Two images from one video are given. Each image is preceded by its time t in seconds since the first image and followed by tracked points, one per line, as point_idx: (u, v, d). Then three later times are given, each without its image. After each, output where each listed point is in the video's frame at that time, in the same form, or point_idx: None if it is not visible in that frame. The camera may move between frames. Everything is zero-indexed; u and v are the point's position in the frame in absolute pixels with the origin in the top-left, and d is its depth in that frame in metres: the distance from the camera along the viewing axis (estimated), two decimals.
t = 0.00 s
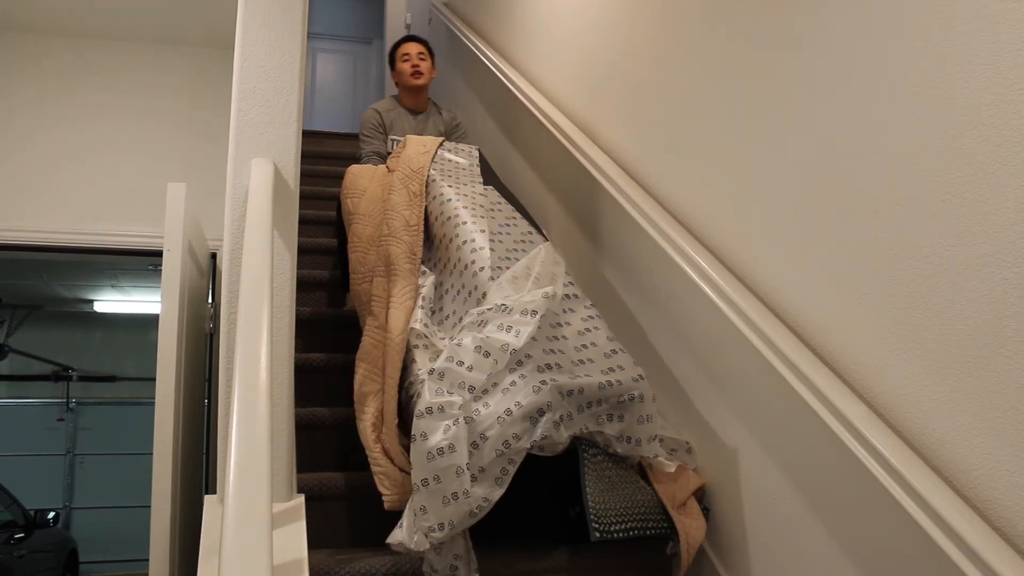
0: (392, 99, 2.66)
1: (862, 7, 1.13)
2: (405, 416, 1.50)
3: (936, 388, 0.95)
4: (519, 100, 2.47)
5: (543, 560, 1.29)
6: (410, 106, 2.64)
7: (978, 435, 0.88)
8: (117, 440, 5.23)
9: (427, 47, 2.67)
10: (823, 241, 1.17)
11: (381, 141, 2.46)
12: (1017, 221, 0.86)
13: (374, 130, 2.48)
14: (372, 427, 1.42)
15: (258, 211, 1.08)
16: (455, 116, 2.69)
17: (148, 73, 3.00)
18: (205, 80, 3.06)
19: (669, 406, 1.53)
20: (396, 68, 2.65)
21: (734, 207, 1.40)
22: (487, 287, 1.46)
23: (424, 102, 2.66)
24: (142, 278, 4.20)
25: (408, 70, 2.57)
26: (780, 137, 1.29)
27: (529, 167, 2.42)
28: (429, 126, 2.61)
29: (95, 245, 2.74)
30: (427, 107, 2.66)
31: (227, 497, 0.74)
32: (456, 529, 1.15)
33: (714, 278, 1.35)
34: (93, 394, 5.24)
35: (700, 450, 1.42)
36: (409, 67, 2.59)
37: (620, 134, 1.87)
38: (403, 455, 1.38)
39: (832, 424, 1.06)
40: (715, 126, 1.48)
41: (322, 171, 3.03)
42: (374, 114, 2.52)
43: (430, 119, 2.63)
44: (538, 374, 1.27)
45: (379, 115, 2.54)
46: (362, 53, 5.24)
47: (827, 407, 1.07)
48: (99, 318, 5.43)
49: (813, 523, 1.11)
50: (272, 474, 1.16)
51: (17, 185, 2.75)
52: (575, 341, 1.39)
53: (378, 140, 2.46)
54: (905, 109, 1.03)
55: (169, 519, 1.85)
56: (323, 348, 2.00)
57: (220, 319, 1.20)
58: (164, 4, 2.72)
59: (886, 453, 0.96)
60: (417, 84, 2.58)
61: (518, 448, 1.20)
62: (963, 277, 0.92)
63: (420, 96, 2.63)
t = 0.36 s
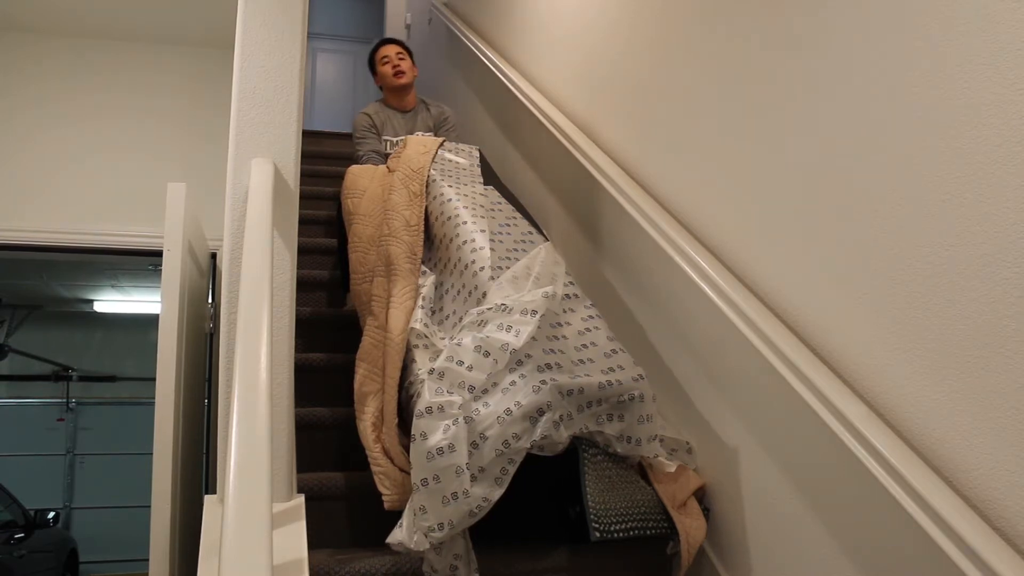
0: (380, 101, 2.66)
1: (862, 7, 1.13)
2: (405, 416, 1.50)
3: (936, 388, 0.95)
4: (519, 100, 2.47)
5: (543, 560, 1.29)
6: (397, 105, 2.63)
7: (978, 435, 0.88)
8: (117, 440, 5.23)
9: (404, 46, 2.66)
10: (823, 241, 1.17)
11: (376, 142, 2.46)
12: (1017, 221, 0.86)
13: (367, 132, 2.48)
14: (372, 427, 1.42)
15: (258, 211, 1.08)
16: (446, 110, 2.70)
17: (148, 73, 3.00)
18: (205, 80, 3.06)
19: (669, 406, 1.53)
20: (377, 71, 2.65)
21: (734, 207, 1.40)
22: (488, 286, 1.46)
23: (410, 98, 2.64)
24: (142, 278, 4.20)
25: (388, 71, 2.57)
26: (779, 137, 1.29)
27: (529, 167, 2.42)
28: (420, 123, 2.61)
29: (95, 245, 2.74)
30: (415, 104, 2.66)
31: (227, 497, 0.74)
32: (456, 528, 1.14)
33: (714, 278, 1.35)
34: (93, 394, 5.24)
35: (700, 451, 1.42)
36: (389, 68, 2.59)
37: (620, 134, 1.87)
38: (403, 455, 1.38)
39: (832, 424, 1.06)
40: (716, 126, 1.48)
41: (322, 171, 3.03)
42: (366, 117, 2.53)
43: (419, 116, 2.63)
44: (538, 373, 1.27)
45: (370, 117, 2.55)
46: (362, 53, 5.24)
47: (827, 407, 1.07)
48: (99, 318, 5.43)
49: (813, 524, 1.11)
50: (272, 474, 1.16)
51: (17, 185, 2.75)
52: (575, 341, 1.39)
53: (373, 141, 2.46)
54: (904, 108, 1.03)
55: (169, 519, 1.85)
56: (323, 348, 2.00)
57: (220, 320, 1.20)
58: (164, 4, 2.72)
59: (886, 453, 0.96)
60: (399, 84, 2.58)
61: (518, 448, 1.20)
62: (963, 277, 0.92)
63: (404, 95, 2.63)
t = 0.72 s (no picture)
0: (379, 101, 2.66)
1: (863, 7, 1.13)
2: (405, 415, 1.50)
3: (936, 388, 0.95)
4: (518, 100, 2.47)
5: (543, 560, 1.29)
6: (397, 105, 2.63)
7: (977, 435, 0.88)
8: (117, 440, 5.24)
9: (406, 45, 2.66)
10: (823, 241, 1.17)
11: (376, 142, 2.46)
12: (1016, 221, 0.86)
13: (367, 132, 2.48)
14: (372, 426, 1.42)
15: (259, 210, 1.08)
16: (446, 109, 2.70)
17: (148, 73, 3.00)
18: (205, 80, 3.06)
19: (670, 405, 1.53)
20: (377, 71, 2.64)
21: (734, 207, 1.40)
22: (489, 285, 1.46)
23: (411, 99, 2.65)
24: (142, 278, 4.20)
25: (390, 73, 2.57)
26: (779, 137, 1.29)
27: (529, 167, 2.42)
28: (420, 122, 2.61)
29: (96, 245, 2.75)
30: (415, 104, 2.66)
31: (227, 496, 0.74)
32: (457, 526, 1.14)
33: (714, 278, 1.35)
34: (93, 394, 5.24)
35: (701, 451, 1.42)
36: (390, 69, 2.58)
37: (620, 134, 1.87)
38: (403, 454, 1.38)
39: (833, 424, 1.06)
40: (715, 126, 1.48)
41: (322, 171, 3.03)
42: (366, 117, 2.53)
43: (420, 116, 2.63)
44: (539, 371, 1.27)
45: (369, 117, 2.54)
46: (362, 53, 5.24)
47: (827, 407, 1.07)
48: (99, 318, 5.43)
49: (814, 524, 1.11)
50: (272, 474, 1.16)
51: (17, 185, 2.75)
52: (576, 340, 1.39)
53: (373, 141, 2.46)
54: (904, 108, 1.03)
55: (169, 519, 1.85)
56: (323, 348, 2.00)
57: (220, 319, 1.20)
58: (164, 4, 2.72)
59: (886, 453, 0.96)
60: (400, 85, 2.57)
61: (520, 446, 1.20)
62: (963, 278, 0.92)
63: (405, 95, 2.62)
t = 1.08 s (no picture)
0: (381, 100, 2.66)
1: (863, 7, 1.13)
2: (405, 414, 1.50)
3: (937, 388, 0.95)
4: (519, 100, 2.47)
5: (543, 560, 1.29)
6: (399, 105, 2.64)
7: (977, 436, 0.88)
8: (117, 440, 5.24)
9: (409, 46, 2.65)
10: (824, 242, 1.17)
11: (377, 142, 2.46)
12: (1016, 221, 0.86)
13: (369, 132, 2.48)
14: (373, 426, 1.42)
15: (259, 210, 1.08)
16: (447, 109, 2.70)
17: (148, 73, 3.00)
18: (205, 80, 3.06)
19: (670, 405, 1.53)
20: (379, 71, 2.64)
21: (734, 207, 1.40)
22: (489, 284, 1.46)
23: (412, 100, 2.65)
24: (142, 278, 4.20)
25: (392, 74, 2.57)
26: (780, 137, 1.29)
27: (530, 167, 2.42)
28: (422, 122, 2.61)
29: (96, 245, 2.75)
30: (416, 104, 2.66)
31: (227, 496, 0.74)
32: (457, 526, 1.14)
33: (714, 278, 1.35)
34: (93, 394, 5.24)
35: (702, 451, 1.42)
36: (393, 70, 2.58)
37: (620, 134, 1.87)
38: (404, 453, 1.38)
39: (833, 424, 1.06)
40: (716, 126, 1.48)
41: (322, 171, 3.03)
42: (366, 117, 2.53)
43: (421, 117, 2.63)
44: (540, 370, 1.27)
45: (371, 117, 2.54)
46: (362, 53, 5.23)
47: (828, 407, 1.07)
48: (99, 318, 5.43)
49: (814, 523, 1.11)
50: (272, 474, 1.16)
51: (17, 185, 2.75)
52: (576, 339, 1.39)
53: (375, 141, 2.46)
54: (905, 109, 1.03)
55: (169, 519, 1.85)
56: (323, 348, 2.00)
57: (220, 319, 1.20)
58: (163, 4, 2.72)
59: (886, 453, 0.96)
60: (403, 86, 2.58)
61: (520, 445, 1.20)
62: (963, 278, 0.92)
63: (407, 95, 2.63)
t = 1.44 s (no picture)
0: (381, 100, 2.66)
1: (863, 7, 1.13)
2: (405, 415, 1.50)
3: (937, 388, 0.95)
4: (518, 100, 2.47)
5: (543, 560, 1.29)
6: (398, 105, 2.63)
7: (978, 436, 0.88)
8: (117, 440, 5.23)
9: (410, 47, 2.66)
10: (823, 241, 1.17)
11: (377, 142, 2.46)
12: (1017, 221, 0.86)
13: (368, 132, 2.48)
14: (373, 426, 1.42)
15: (259, 210, 1.08)
16: (447, 109, 2.70)
17: (148, 73, 3.00)
18: (205, 79, 3.05)
19: (671, 405, 1.53)
20: (379, 71, 2.64)
21: (734, 207, 1.40)
22: (488, 285, 1.46)
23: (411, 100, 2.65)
24: (143, 278, 4.20)
25: (391, 73, 2.57)
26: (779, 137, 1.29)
27: (529, 166, 2.42)
28: (421, 122, 2.61)
29: (95, 245, 2.74)
30: (416, 104, 2.66)
31: (226, 495, 0.74)
32: (457, 526, 1.15)
33: (714, 278, 1.35)
34: (93, 393, 5.24)
35: (702, 451, 1.41)
36: (393, 70, 2.58)
37: (620, 133, 1.87)
38: (404, 453, 1.38)
39: (834, 425, 1.05)
40: (716, 126, 1.48)
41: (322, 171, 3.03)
42: (366, 117, 2.53)
43: (421, 117, 2.63)
44: (539, 370, 1.27)
45: (370, 117, 2.54)
46: (362, 53, 5.23)
47: (828, 408, 1.07)
48: (99, 318, 5.43)
49: (814, 523, 1.11)
50: (272, 474, 1.16)
51: (16, 185, 2.75)
52: (576, 339, 1.39)
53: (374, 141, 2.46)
54: (905, 108, 1.03)
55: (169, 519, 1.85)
56: (323, 348, 2.00)
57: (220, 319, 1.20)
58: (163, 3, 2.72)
59: (886, 453, 0.96)
60: (403, 86, 2.58)
61: (520, 446, 1.20)
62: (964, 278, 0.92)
63: (407, 95, 2.62)
